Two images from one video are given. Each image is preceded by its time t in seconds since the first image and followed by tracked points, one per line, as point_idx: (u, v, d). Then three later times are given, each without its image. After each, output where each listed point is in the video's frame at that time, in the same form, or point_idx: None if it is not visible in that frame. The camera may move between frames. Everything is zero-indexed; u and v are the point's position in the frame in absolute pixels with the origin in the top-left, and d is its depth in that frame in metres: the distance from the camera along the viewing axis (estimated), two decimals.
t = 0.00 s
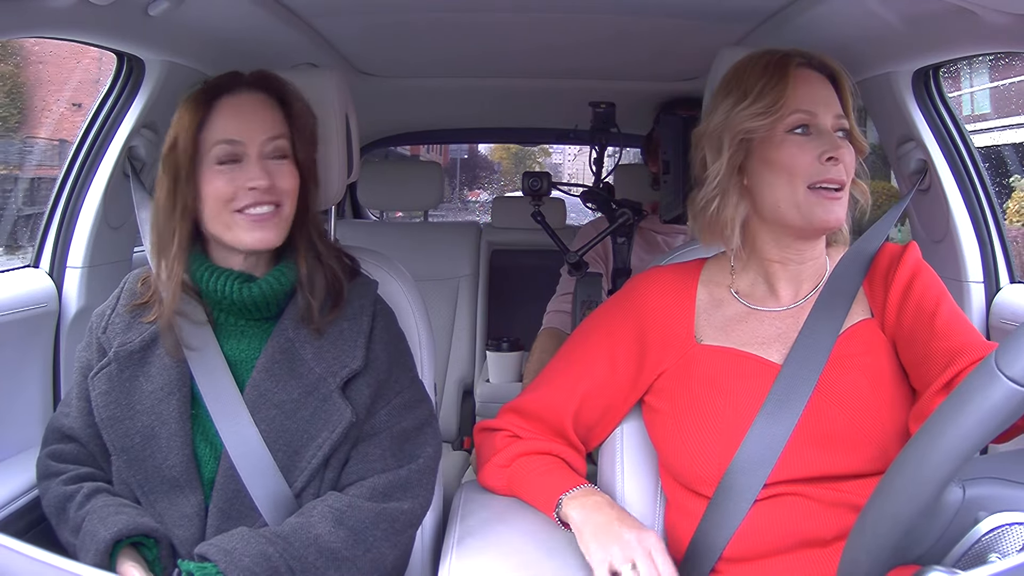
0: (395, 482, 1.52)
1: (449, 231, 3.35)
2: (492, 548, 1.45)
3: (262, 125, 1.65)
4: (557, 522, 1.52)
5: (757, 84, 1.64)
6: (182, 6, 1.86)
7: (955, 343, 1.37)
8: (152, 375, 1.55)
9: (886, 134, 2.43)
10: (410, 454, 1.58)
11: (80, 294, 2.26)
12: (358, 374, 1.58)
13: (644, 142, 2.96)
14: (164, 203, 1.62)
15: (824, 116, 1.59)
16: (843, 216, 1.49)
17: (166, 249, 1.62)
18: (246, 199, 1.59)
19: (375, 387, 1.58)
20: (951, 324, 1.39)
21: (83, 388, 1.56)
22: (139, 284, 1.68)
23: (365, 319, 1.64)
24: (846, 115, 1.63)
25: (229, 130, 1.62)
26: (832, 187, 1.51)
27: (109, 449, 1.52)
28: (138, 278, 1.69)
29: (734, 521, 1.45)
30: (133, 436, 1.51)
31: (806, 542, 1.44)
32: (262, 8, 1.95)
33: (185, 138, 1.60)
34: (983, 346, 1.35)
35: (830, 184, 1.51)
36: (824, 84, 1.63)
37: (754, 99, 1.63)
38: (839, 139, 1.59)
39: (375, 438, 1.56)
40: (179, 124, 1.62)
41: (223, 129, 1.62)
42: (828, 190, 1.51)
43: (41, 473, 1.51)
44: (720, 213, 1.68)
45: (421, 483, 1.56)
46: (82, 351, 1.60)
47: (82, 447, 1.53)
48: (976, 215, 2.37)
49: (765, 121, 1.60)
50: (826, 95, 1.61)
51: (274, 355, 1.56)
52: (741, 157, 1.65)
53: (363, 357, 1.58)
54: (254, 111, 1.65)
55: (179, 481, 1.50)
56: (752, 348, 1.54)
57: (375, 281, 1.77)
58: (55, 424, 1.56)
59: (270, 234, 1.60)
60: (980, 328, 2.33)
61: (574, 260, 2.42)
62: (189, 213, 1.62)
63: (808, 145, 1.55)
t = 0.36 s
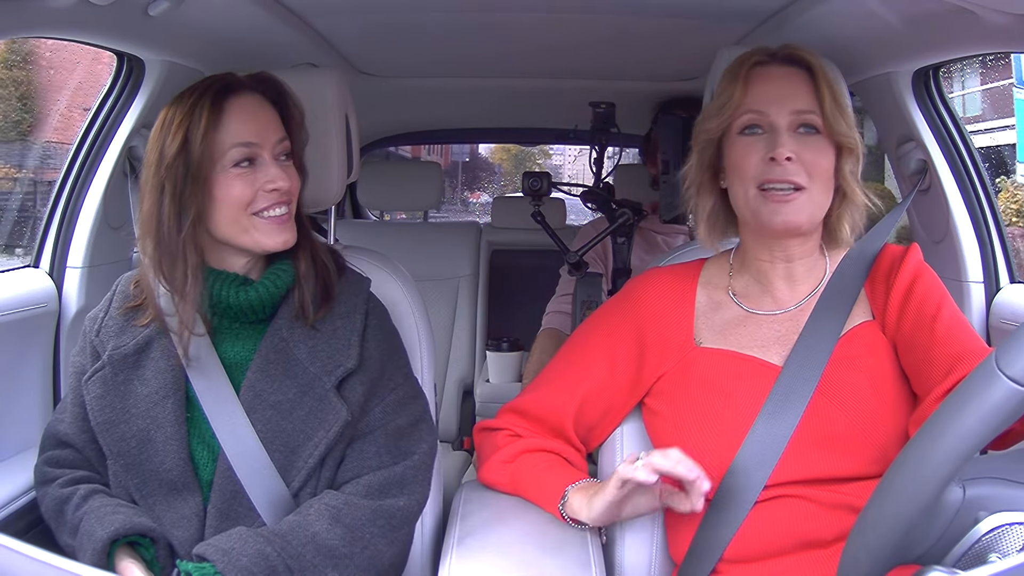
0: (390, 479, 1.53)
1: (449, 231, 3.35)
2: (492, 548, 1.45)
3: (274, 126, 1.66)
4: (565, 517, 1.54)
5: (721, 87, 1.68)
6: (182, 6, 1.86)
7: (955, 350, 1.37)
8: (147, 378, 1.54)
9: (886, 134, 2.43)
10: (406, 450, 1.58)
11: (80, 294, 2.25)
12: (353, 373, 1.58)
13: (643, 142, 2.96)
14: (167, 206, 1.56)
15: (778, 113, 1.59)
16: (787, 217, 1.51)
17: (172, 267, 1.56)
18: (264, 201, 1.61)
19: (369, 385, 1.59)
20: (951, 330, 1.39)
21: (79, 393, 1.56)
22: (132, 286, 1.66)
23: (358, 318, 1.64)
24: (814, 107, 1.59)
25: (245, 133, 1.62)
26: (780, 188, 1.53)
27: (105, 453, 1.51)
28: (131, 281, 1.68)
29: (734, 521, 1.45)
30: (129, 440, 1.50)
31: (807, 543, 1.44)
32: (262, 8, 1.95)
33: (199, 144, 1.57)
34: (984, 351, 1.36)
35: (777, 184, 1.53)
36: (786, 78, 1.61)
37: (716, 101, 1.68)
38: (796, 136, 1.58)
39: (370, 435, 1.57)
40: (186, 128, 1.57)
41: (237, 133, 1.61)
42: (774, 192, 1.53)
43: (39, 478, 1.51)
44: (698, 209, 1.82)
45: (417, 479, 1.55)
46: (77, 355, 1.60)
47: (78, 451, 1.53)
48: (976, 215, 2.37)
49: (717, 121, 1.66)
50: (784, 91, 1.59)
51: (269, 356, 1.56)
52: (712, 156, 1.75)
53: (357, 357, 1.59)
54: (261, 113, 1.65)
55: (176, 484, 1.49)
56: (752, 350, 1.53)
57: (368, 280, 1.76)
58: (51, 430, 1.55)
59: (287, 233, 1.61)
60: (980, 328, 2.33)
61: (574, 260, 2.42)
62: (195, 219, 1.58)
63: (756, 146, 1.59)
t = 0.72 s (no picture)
0: (391, 480, 1.52)
1: (449, 231, 3.35)
2: (492, 548, 1.45)
3: (279, 126, 1.66)
4: (569, 520, 1.54)
5: (730, 89, 1.67)
6: (182, 5, 1.86)
7: (954, 350, 1.37)
8: (148, 378, 1.54)
9: (886, 134, 2.43)
10: (407, 451, 1.58)
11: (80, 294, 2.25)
12: (354, 373, 1.58)
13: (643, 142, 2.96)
14: (171, 205, 1.56)
15: (790, 118, 1.59)
16: (801, 220, 1.51)
17: (175, 263, 1.57)
18: (269, 203, 1.61)
19: (370, 385, 1.59)
20: (950, 331, 1.39)
21: (81, 393, 1.55)
22: (134, 286, 1.66)
23: (359, 318, 1.64)
24: (825, 112, 1.60)
25: (251, 133, 1.62)
26: (795, 192, 1.52)
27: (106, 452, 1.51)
28: (133, 280, 1.68)
29: (734, 522, 1.45)
30: (130, 439, 1.50)
31: (806, 543, 1.44)
32: (262, 8, 1.95)
33: (206, 144, 1.57)
34: (982, 353, 1.36)
35: (792, 187, 1.53)
36: (797, 83, 1.61)
37: (725, 104, 1.67)
38: (808, 141, 1.58)
39: (370, 436, 1.56)
40: (192, 128, 1.57)
41: (243, 133, 1.61)
42: (789, 195, 1.53)
43: (40, 477, 1.51)
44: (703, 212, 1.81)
45: (418, 480, 1.56)
46: (79, 354, 1.59)
47: (80, 451, 1.53)
48: (976, 215, 2.37)
49: (729, 126, 1.65)
50: (797, 95, 1.60)
51: (269, 355, 1.56)
52: (718, 159, 1.74)
53: (357, 357, 1.59)
54: (267, 114, 1.65)
55: (177, 484, 1.49)
56: (753, 350, 1.53)
57: (369, 279, 1.77)
58: (52, 429, 1.55)
59: (290, 235, 1.62)
60: (980, 328, 2.33)
61: (574, 260, 2.42)
62: (200, 217, 1.58)
63: (768, 149, 1.59)
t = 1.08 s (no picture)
0: (393, 480, 1.53)
1: (449, 231, 3.35)
2: (492, 548, 1.45)
3: (277, 127, 1.66)
4: (569, 521, 1.54)
5: (731, 89, 1.67)
6: (182, 6, 1.86)
7: (955, 351, 1.37)
8: (149, 378, 1.54)
9: (887, 133, 2.43)
10: (407, 452, 1.58)
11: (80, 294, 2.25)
12: (354, 373, 1.58)
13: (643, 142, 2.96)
14: (169, 207, 1.56)
15: (790, 117, 1.59)
16: (801, 219, 1.51)
17: (173, 265, 1.57)
18: (268, 204, 1.60)
19: (371, 386, 1.59)
20: (951, 332, 1.39)
21: (81, 393, 1.56)
22: (134, 287, 1.66)
23: (359, 319, 1.64)
24: (825, 112, 1.60)
25: (249, 134, 1.61)
26: (794, 191, 1.53)
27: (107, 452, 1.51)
28: (133, 281, 1.68)
29: (734, 522, 1.45)
30: (131, 439, 1.50)
31: (806, 543, 1.44)
32: (262, 7, 1.95)
33: (203, 146, 1.57)
34: (982, 354, 1.36)
35: (792, 186, 1.53)
36: (797, 82, 1.61)
37: (726, 104, 1.67)
38: (809, 140, 1.58)
39: (371, 436, 1.56)
40: (189, 129, 1.57)
41: (241, 135, 1.61)
42: (788, 194, 1.53)
43: (40, 477, 1.51)
44: (704, 212, 1.82)
45: (418, 481, 1.56)
46: (79, 355, 1.59)
47: (80, 451, 1.53)
48: (976, 215, 2.37)
49: (729, 125, 1.65)
50: (798, 95, 1.60)
51: (269, 356, 1.56)
52: (719, 159, 1.74)
53: (358, 357, 1.59)
54: (265, 115, 1.65)
55: (177, 484, 1.49)
56: (753, 351, 1.53)
57: (369, 280, 1.76)
58: (52, 429, 1.55)
59: (291, 236, 1.62)
60: (980, 329, 2.33)
61: (574, 261, 2.42)
62: (197, 220, 1.58)
63: (769, 149, 1.59)
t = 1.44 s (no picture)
0: (394, 480, 1.53)
1: (449, 231, 3.35)
2: (492, 548, 1.45)
3: (281, 127, 1.66)
4: (569, 521, 1.54)
5: (731, 90, 1.67)
6: (182, 6, 1.86)
7: (955, 352, 1.37)
8: (150, 378, 1.54)
9: (887, 133, 2.43)
10: (408, 452, 1.58)
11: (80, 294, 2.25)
12: (354, 373, 1.58)
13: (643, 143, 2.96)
14: (172, 207, 1.56)
15: (789, 120, 1.59)
16: (799, 223, 1.51)
17: (175, 264, 1.57)
18: (270, 205, 1.61)
19: (371, 386, 1.59)
20: (951, 333, 1.39)
21: (82, 392, 1.56)
22: (135, 287, 1.66)
23: (360, 319, 1.64)
24: (826, 114, 1.59)
25: (252, 134, 1.61)
26: (792, 194, 1.53)
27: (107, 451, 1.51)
28: (134, 281, 1.68)
29: (734, 522, 1.45)
30: (131, 438, 1.50)
31: (806, 543, 1.44)
32: (263, 7, 1.95)
33: (206, 146, 1.57)
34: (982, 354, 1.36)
35: (790, 190, 1.53)
36: (798, 83, 1.61)
37: (726, 105, 1.67)
38: (807, 143, 1.58)
39: (372, 436, 1.56)
40: (192, 129, 1.57)
41: (244, 135, 1.61)
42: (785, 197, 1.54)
43: (40, 477, 1.51)
44: (705, 212, 1.82)
45: (419, 481, 1.56)
46: (80, 354, 1.59)
47: (81, 451, 1.53)
48: (976, 215, 2.37)
49: (729, 126, 1.66)
50: (797, 97, 1.60)
51: (270, 356, 1.56)
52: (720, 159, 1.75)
53: (358, 357, 1.59)
54: (268, 115, 1.65)
55: (178, 483, 1.50)
56: (753, 352, 1.54)
57: (370, 279, 1.76)
58: (53, 428, 1.55)
59: (292, 237, 1.62)
60: (980, 328, 2.33)
61: (574, 261, 2.42)
62: (200, 220, 1.58)
63: (767, 152, 1.59)
